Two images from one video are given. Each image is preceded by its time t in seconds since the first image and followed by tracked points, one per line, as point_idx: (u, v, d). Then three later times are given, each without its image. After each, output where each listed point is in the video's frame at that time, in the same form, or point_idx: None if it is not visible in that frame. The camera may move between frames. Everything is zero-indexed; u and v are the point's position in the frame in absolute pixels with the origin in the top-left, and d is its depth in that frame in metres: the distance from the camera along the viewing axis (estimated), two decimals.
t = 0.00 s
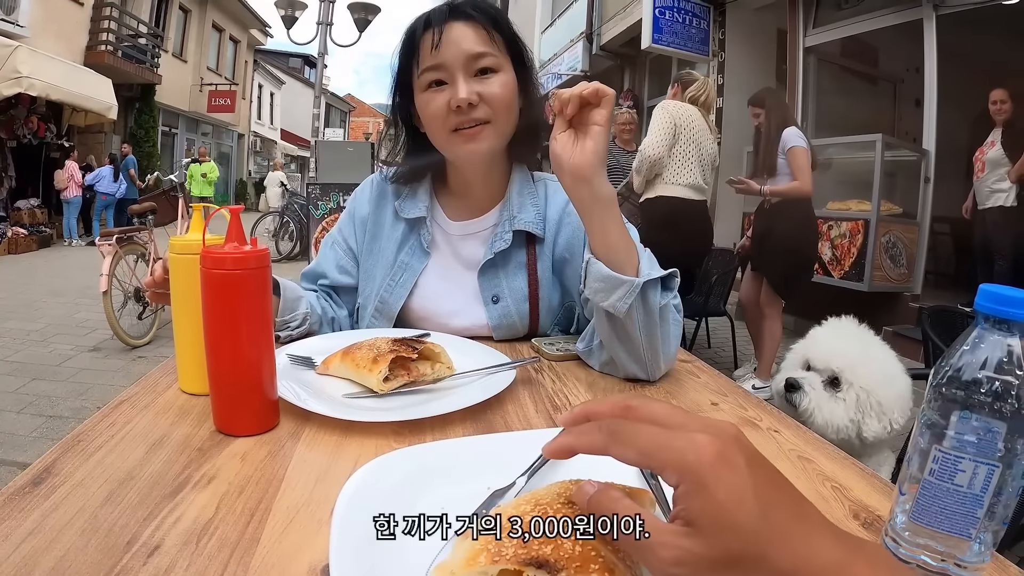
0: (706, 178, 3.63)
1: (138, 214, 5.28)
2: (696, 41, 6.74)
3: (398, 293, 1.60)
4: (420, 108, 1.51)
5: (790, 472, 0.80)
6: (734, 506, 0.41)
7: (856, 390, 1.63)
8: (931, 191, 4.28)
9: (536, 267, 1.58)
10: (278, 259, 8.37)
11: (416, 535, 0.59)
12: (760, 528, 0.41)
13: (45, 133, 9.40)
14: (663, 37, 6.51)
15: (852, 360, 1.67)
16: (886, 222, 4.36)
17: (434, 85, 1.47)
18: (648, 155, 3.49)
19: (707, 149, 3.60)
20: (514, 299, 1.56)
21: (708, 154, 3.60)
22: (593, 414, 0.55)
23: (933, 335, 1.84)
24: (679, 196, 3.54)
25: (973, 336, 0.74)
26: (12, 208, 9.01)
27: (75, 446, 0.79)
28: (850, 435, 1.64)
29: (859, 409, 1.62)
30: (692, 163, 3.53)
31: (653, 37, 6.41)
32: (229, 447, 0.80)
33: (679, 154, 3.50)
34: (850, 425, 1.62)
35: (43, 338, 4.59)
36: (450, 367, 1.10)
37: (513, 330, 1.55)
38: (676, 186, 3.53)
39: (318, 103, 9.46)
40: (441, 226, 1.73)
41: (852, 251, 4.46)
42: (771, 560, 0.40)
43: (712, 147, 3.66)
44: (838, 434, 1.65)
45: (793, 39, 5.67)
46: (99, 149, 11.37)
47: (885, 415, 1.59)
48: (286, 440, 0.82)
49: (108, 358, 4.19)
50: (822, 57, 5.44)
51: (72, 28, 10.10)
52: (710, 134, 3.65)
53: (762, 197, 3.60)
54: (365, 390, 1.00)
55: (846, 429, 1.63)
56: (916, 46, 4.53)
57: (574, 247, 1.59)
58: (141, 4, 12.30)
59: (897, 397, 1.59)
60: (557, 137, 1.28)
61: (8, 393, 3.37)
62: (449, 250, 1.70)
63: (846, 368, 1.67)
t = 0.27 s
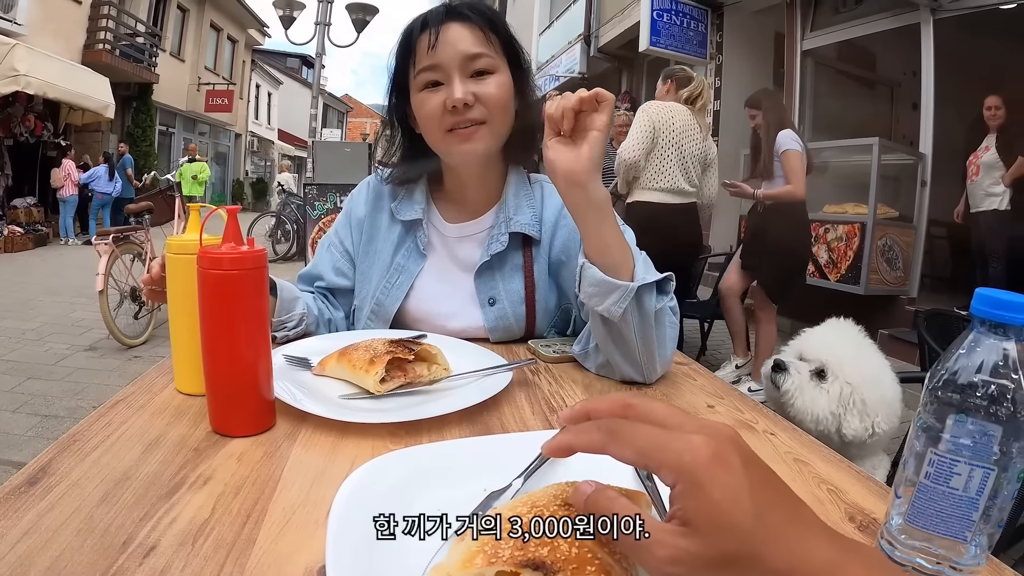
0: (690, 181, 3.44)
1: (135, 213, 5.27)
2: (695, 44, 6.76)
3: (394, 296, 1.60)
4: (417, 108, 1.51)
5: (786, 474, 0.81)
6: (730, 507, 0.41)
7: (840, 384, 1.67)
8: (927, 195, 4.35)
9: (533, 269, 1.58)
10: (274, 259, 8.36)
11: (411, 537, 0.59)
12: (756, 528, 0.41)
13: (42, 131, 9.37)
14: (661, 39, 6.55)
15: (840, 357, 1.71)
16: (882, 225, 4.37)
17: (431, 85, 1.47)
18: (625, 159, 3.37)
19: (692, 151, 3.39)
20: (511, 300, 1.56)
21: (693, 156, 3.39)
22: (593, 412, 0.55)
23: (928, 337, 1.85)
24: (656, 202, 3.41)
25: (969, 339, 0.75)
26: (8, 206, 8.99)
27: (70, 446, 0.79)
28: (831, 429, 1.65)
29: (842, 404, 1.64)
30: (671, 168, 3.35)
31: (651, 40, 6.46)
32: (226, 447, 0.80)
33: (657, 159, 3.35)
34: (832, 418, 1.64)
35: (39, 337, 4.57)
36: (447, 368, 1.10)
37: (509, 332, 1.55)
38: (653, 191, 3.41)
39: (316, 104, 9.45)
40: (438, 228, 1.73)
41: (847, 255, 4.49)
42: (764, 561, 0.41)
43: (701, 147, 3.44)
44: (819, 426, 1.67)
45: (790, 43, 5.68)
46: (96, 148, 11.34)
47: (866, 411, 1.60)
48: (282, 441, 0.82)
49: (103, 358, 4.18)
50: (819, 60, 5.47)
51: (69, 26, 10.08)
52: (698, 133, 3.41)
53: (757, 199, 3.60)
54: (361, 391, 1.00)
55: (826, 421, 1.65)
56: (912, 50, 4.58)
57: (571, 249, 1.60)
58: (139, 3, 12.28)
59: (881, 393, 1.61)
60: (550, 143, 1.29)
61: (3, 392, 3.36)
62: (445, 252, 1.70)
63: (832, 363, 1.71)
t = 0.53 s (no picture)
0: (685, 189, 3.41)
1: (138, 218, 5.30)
2: (697, 50, 6.59)
3: (399, 303, 1.61)
4: (424, 115, 1.53)
5: (788, 480, 0.80)
6: (732, 513, 0.41)
7: (824, 386, 1.67)
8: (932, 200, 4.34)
9: (537, 276, 1.59)
10: (278, 264, 8.38)
11: (417, 544, 0.59)
12: (758, 534, 0.41)
13: (46, 136, 9.44)
14: (664, 46, 6.34)
15: (827, 361, 1.72)
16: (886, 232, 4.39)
17: (439, 93, 1.49)
18: (621, 166, 3.35)
19: (687, 158, 3.37)
20: (515, 308, 1.57)
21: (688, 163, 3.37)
22: (596, 420, 0.56)
23: (931, 343, 1.85)
24: (650, 210, 3.38)
25: (968, 346, 0.75)
26: (13, 210, 9.04)
27: (77, 450, 0.79)
28: (818, 433, 1.65)
29: (826, 406, 1.64)
30: (666, 175, 3.33)
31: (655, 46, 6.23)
32: (231, 451, 0.80)
33: (654, 166, 3.32)
34: (817, 421, 1.64)
35: (43, 341, 4.60)
36: (451, 374, 1.11)
37: (514, 338, 1.55)
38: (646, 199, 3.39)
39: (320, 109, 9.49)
40: (443, 235, 1.74)
41: (851, 260, 4.47)
42: (767, 565, 0.41)
43: (698, 154, 3.42)
44: (807, 430, 1.67)
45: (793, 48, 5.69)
46: (101, 152, 11.40)
47: (850, 413, 1.59)
48: (288, 446, 0.82)
49: (107, 362, 4.20)
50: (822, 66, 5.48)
51: (75, 31, 10.15)
52: (694, 140, 3.40)
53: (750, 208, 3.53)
54: (367, 397, 1.01)
55: (812, 424, 1.66)
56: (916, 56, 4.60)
57: (576, 257, 1.60)
58: (144, 9, 12.36)
59: (863, 395, 1.60)
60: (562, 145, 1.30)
61: (7, 396, 3.37)
62: (450, 259, 1.71)
63: (818, 368, 1.72)
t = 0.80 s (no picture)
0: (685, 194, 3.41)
1: (140, 221, 5.31)
2: (698, 53, 6.65)
3: (401, 308, 1.61)
4: (428, 114, 1.54)
5: (789, 484, 0.81)
6: (733, 517, 0.42)
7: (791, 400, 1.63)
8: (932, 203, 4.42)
9: (539, 282, 1.59)
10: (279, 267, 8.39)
11: (420, 547, 0.59)
12: (757, 539, 0.42)
13: (48, 138, 9.47)
14: (665, 48, 6.42)
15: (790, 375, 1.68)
16: (886, 235, 4.38)
17: (445, 91, 1.50)
18: (621, 173, 3.37)
19: (690, 163, 3.36)
20: (517, 313, 1.57)
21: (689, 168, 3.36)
22: (597, 426, 0.56)
23: (932, 347, 1.85)
24: (651, 214, 3.40)
25: (968, 351, 0.76)
26: (14, 212, 9.07)
27: (81, 453, 0.80)
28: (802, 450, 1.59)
29: (800, 419, 1.60)
30: (666, 180, 3.34)
31: (656, 49, 6.32)
32: (235, 455, 0.81)
33: (653, 171, 3.33)
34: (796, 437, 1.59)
35: (45, 342, 4.61)
36: (453, 378, 1.11)
37: (515, 343, 1.56)
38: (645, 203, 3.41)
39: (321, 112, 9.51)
40: (444, 240, 1.74)
41: (852, 263, 4.44)
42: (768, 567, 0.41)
43: (700, 159, 3.41)
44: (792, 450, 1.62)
45: (794, 52, 5.70)
46: (102, 155, 11.43)
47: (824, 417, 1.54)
48: (291, 450, 0.83)
49: (108, 364, 4.21)
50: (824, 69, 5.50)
51: (77, 33, 10.18)
52: (697, 145, 3.39)
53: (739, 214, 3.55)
54: (369, 402, 1.01)
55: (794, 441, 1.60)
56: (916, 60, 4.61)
57: (577, 262, 1.60)
58: (146, 11, 12.40)
59: (832, 398, 1.55)
60: (563, 150, 1.31)
61: (9, 397, 3.38)
62: (452, 265, 1.72)
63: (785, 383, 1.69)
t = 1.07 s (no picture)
0: (686, 198, 3.41)
1: (140, 223, 5.31)
2: (698, 58, 6.55)
3: (402, 309, 1.62)
4: (431, 117, 1.54)
5: (788, 489, 0.81)
6: (732, 524, 0.42)
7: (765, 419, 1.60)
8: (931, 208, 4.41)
9: (540, 285, 1.60)
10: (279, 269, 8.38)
11: (421, 550, 0.60)
12: (755, 545, 0.41)
13: (49, 139, 9.49)
14: (665, 53, 6.25)
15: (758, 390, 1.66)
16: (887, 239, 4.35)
17: (448, 95, 1.51)
18: (617, 184, 3.44)
19: (688, 167, 3.36)
20: (517, 315, 1.58)
21: (688, 172, 3.37)
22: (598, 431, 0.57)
23: (931, 351, 1.85)
24: (652, 218, 3.39)
25: (965, 357, 0.76)
26: (14, 213, 9.07)
27: (83, 455, 0.80)
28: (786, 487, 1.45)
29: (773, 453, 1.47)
30: (664, 184, 3.35)
31: (656, 53, 6.16)
32: (236, 458, 0.81)
33: (650, 176, 3.35)
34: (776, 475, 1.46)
35: (44, 344, 4.60)
36: (453, 383, 1.11)
37: (516, 346, 1.57)
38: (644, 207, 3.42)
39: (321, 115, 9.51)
40: (445, 242, 1.75)
41: (851, 268, 4.44)
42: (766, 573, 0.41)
43: (700, 164, 3.42)
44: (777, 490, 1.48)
45: (794, 56, 5.70)
46: (102, 156, 11.43)
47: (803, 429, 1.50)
48: (292, 454, 0.83)
49: (108, 366, 4.20)
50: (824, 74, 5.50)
51: (78, 35, 10.20)
52: (696, 149, 3.40)
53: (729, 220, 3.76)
54: (369, 405, 1.01)
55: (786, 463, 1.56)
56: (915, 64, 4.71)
57: (578, 265, 1.60)
58: (147, 13, 12.42)
59: (795, 420, 1.44)
60: (558, 161, 1.31)
61: (8, 398, 3.38)
62: (453, 267, 1.72)
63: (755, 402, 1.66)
